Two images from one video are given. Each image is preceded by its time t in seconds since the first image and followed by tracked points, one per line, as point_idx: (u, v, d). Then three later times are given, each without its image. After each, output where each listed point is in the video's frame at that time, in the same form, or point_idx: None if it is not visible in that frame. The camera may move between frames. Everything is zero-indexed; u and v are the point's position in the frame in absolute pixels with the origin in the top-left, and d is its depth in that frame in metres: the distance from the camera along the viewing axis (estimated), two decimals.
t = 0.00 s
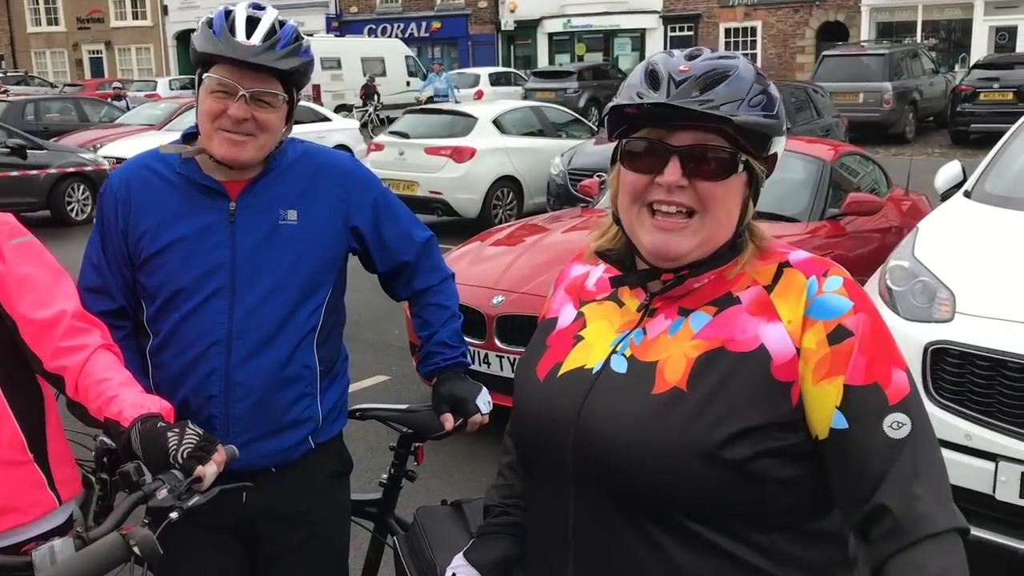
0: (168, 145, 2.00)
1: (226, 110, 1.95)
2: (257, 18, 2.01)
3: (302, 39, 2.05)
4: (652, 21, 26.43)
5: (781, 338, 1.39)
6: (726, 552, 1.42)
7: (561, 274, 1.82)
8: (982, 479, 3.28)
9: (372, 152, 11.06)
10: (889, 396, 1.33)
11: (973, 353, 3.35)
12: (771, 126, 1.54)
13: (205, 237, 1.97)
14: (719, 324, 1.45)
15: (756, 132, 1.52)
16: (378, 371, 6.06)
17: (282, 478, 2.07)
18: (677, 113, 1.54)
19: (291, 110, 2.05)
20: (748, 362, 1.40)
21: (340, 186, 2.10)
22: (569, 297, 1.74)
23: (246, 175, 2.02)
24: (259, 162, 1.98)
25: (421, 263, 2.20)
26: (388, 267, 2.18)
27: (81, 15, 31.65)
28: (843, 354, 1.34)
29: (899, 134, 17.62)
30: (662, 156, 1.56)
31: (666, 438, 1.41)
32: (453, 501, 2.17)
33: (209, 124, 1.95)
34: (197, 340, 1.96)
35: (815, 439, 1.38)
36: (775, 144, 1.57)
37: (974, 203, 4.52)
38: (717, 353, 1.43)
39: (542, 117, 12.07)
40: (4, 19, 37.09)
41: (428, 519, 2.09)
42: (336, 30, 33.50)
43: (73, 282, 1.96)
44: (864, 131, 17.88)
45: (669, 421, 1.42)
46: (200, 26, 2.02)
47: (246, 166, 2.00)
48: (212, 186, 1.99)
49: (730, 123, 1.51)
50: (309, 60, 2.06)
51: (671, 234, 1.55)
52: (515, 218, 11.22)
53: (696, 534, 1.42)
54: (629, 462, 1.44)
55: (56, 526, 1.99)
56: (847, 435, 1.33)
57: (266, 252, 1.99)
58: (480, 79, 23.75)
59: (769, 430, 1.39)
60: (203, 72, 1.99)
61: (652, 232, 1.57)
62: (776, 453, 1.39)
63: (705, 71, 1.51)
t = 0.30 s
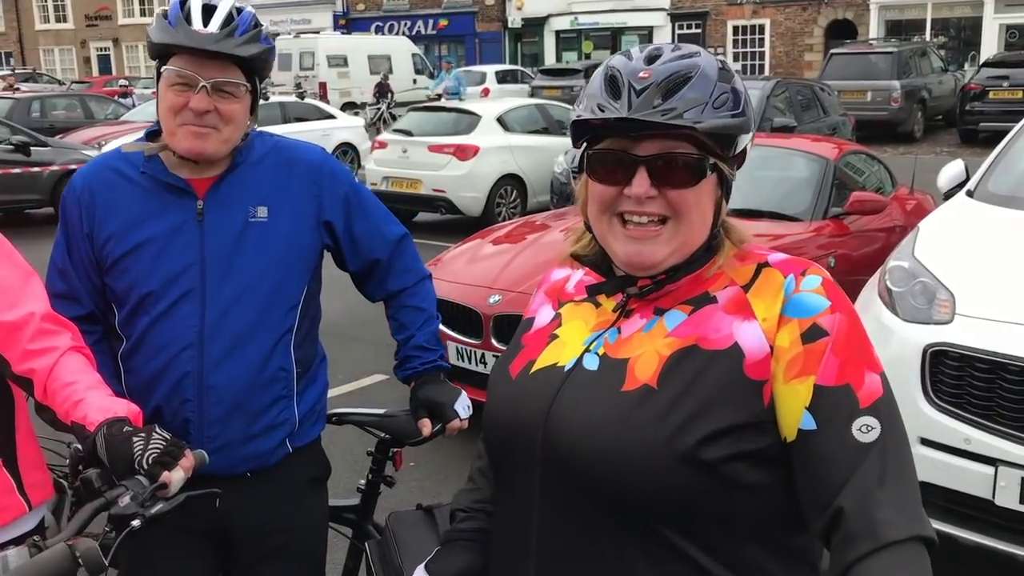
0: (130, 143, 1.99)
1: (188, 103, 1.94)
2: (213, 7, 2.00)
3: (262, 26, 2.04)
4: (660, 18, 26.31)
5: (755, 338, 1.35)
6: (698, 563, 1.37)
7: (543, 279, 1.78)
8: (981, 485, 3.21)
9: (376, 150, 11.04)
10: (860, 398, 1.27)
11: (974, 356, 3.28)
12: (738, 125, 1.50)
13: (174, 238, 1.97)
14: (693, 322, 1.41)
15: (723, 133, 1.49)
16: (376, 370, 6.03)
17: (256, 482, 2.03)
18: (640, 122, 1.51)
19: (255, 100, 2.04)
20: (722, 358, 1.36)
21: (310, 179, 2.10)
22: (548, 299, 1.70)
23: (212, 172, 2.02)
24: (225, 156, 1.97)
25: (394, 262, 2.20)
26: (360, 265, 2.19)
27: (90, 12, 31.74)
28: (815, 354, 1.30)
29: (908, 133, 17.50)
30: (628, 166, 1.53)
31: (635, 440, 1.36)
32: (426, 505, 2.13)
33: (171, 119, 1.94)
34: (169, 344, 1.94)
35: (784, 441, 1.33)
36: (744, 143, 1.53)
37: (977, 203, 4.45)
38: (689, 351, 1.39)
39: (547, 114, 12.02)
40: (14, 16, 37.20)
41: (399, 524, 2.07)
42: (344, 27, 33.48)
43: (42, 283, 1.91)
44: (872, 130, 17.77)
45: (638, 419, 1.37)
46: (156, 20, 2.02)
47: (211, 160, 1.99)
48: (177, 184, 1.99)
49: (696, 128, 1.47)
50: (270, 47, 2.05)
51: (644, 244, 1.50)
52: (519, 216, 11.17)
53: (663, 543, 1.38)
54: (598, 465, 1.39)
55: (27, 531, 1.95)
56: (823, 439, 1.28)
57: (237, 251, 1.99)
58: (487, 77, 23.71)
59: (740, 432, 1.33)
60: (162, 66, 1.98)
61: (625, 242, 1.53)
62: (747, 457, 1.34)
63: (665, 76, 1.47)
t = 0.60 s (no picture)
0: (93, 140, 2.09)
1: (149, 94, 2.05)
2: None
3: (220, 14, 2.15)
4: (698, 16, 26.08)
5: (706, 347, 1.30)
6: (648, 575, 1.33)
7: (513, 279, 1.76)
8: (994, 496, 3.12)
9: (406, 147, 11.07)
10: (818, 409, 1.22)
11: (988, 363, 3.20)
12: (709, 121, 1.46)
13: (140, 235, 2.06)
14: (645, 329, 1.37)
15: (693, 129, 1.44)
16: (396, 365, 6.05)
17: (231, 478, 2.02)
18: (610, 110, 1.47)
19: (217, 90, 2.15)
20: (671, 367, 1.32)
21: (274, 173, 2.20)
22: (515, 301, 1.68)
23: (179, 166, 2.12)
24: (190, 147, 2.08)
25: (365, 259, 2.31)
26: (331, 262, 2.30)
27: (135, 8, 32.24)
28: (771, 363, 1.24)
29: (949, 134, 17.18)
30: (595, 156, 1.49)
31: (578, 451, 1.33)
32: (411, 503, 2.05)
33: (134, 112, 2.05)
34: (137, 339, 2.04)
35: (741, 453, 1.27)
36: (714, 142, 1.49)
37: (1002, 206, 4.35)
38: (639, 358, 1.35)
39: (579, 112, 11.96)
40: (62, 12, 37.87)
41: (381, 524, 1.97)
42: (383, 25, 33.64)
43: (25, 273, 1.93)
44: (912, 131, 17.48)
45: (582, 428, 1.33)
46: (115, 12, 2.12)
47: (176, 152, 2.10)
48: (141, 179, 2.08)
49: (666, 120, 1.43)
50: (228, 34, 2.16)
51: (607, 236, 1.47)
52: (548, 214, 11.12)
53: (612, 551, 1.34)
54: (547, 478, 1.35)
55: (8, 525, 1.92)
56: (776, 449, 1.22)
57: (202, 247, 2.08)
58: (524, 75, 23.70)
59: (687, 442, 1.30)
60: (122, 57, 2.09)
61: (588, 234, 1.49)
62: (694, 467, 1.30)
63: (638, 67, 1.44)
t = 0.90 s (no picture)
0: (97, 132, 2.07)
1: (152, 84, 2.02)
2: None
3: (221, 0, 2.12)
4: (731, 12, 25.81)
5: (704, 349, 1.21)
6: None
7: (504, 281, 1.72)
8: (1015, 500, 3.02)
9: (433, 142, 11.05)
10: (818, 413, 1.13)
11: (1014, 365, 3.10)
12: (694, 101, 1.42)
13: (142, 225, 2.03)
14: (642, 331, 1.29)
15: (678, 108, 1.41)
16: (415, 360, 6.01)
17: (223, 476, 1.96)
18: (592, 96, 1.43)
19: (220, 78, 2.12)
20: (670, 372, 1.23)
21: (280, 164, 2.16)
22: (508, 301, 1.64)
23: (180, 155, 2.09)
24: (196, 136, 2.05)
25: (370, 250, 2.28)
26: (335, 254, 2.27)
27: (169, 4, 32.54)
28: (769, 365, 1.15)
29: (985, 132, 16.87)
30: (581, 144, 1.45)
31: (573, 458, 1.25)
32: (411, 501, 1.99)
33: (137, 103, 2.01)
34: (137, 331, 2.01)
35: (741, 460, 1.18)
36: (702, 122, 1.45)
37: None
38: (636, 362, 1.27)
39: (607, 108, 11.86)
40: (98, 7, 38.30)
41: (380, 522, 1.91)
42: (414, 20, 33.68)
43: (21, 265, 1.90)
44: (947, 128, 17.20)
45: (580, 436, 1.25)
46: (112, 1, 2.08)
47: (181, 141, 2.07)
48: (146, 169, 2.05)
49: (652, 99, 1.39)
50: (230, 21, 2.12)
51: (602, 225, 1.41)
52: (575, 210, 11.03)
53: (602, 562, 1.26)
54: (539, 484, 1.28)
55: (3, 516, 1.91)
56: (780, 456, 1.13)
57: (204, 238, 2.05)
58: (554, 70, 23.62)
59: (688, 450, 1.20)
60: (123, 48, 2.07)
61: (582, 226, 1.44)
62: (694, 476, 1.21)
63: (616, 49, 1.40)
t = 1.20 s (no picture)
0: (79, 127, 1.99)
1: (133, 77, 1.93)
2: None
3: None
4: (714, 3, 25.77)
5: (734, 353, 1.17)
6: None
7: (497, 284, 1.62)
8: (1015, 494, 2.98)
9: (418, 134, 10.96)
10: (849, 419, 1.10)
11: (1013, 356, 3.06)
12: (692, 80, 1.38)
13: (127, 219, 1.96)
14: (666, 337, 1.23)
15: (675, 86, 1.37)
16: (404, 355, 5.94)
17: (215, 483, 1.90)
18: (587, 79, 1.37)
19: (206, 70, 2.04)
20: (698, 381, 1.18)
21: (269, 156, 2.08)
22: (502, 309, 1.54)
23: (168, 150, 2.01)
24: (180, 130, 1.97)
25: (363, 242, 2.21)
26: (326, 246, 2.19)
27: None
28: (798, 368, 1.12)
29: (968, 122, 16.90)
30: (580, 134, 1.38)
31: (600, 473, 1.18)
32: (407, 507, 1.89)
33: (118, 96, 1.94)
34: (123, 329, 1.93)
35: (769, 467, 1.15)
36: (702, 103, 1.41)
37: None
38: (660, 372, 1.21)
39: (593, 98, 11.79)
40: None
41: (377, 535, 1.82)
42: (397, 12, 33.49)
43: None
44: (930, 119, 17.22)
45: (600, 456, 1.19)
46: None
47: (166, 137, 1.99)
48: (130, 161, 1.98)
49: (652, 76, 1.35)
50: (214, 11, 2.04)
51: (607, 215, 1.34)
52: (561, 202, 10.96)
53: None
54: (553, 498, 1.21)
55: None
56: (810, 466, 1.10)
57: (191, 233, 1.97)
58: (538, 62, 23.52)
59: (722, 463, 1.16)
60: (103, 41, 1.98)
61: (585, 219, 1.36)
62: (732, 490, 1.16)
63: (608, 32, 1.36)
